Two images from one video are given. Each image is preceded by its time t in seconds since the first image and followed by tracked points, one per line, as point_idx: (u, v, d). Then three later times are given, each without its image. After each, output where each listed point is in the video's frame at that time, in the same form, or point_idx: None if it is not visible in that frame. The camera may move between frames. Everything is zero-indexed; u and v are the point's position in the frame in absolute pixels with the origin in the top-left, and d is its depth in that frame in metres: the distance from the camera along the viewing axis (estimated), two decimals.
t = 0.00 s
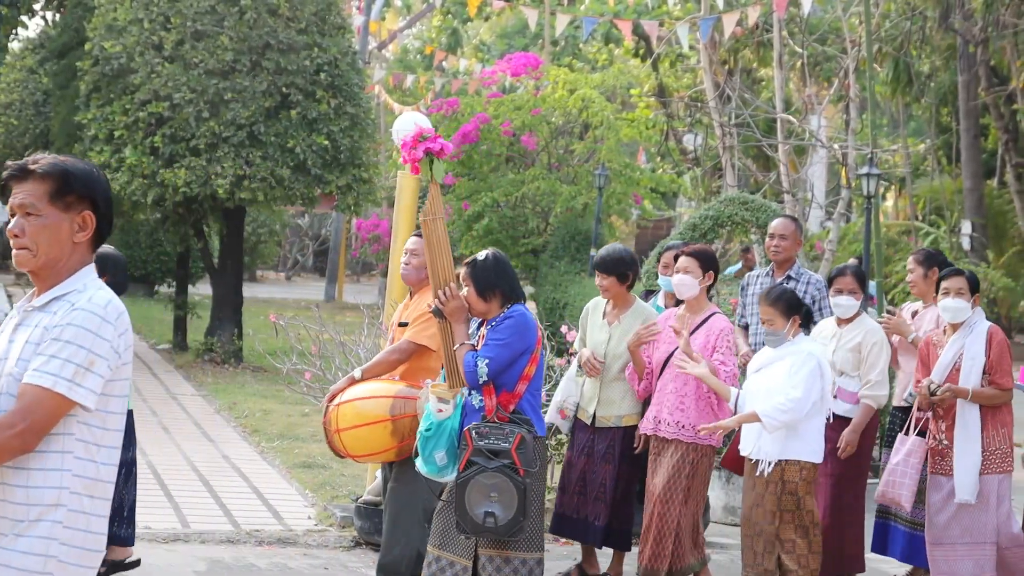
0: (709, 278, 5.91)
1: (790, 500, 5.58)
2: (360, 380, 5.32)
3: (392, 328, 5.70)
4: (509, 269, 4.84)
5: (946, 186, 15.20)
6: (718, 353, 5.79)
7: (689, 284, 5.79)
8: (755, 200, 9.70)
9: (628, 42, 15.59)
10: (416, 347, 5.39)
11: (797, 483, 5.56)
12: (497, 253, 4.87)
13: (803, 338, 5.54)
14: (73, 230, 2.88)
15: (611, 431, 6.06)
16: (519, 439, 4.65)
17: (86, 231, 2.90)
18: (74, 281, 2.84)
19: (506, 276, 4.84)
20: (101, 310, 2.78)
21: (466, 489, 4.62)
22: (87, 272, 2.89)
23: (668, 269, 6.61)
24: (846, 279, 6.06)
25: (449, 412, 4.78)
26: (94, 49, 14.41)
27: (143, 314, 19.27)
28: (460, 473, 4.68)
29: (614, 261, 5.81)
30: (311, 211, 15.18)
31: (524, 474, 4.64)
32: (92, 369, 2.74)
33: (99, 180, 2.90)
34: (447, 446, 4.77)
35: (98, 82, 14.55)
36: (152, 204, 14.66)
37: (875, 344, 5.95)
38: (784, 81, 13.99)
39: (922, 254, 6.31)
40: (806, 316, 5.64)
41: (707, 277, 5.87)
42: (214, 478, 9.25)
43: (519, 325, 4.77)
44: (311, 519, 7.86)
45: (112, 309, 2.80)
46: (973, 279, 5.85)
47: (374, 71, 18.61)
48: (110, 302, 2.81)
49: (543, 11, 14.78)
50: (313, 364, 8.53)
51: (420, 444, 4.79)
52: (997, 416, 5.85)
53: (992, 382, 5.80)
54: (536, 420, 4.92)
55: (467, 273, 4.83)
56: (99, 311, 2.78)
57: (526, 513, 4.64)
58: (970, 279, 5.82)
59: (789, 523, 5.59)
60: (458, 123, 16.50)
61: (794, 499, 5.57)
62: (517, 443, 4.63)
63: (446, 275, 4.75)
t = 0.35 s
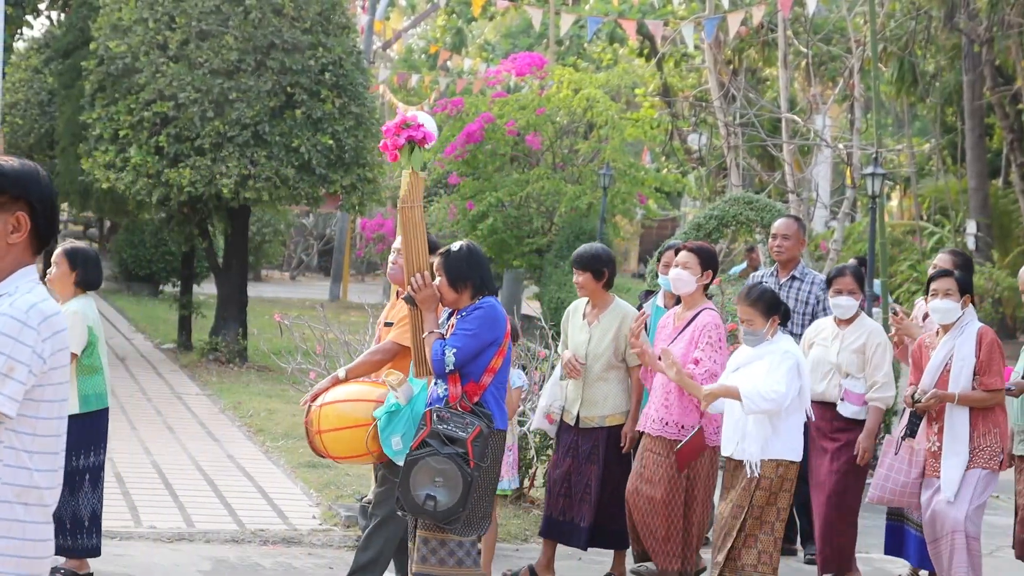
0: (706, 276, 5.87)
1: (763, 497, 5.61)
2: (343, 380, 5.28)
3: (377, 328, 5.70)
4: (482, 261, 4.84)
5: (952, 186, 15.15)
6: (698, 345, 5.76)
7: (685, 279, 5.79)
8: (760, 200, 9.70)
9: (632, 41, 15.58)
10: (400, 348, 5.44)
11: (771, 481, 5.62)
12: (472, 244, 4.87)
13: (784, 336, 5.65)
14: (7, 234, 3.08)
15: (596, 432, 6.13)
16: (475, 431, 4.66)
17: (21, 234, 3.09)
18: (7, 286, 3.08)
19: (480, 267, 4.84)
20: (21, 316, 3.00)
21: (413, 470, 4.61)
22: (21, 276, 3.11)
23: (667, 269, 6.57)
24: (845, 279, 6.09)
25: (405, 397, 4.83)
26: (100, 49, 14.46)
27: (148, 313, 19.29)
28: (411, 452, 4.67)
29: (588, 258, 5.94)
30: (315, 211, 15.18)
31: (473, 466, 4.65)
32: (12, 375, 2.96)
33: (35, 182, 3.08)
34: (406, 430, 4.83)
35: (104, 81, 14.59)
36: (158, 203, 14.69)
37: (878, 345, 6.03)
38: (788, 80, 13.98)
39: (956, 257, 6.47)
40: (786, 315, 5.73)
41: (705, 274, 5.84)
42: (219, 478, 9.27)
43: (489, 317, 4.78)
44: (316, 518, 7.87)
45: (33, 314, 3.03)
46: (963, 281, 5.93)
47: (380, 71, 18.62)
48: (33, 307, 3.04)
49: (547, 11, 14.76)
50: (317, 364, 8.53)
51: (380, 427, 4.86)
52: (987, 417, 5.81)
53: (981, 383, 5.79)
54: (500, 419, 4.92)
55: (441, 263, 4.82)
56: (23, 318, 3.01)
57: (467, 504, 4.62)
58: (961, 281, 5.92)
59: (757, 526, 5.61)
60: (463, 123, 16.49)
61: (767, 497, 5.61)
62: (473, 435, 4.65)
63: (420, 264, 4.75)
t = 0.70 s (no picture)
0: (703, 276, 5.81)
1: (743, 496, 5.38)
2: (321, 379, 5.20)
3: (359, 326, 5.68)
4: (459, 261, 4.84)
5: (959, 186, 15.09)
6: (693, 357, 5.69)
7: (682, 280, 5.71)
8: (767, 200, 9.66)
9: (638, 41, 15.57)
10: (379, 349, 5.33)
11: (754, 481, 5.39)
12: (450, 244, 4.88)
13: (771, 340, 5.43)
14: None
15: (560, 427, 6.08)
16: (455, 433, 4.74)
17: None
18: None
19: (458, 267, 4.86)
20: None
21: (392, 471, 4.69)
22: None
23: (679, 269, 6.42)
24: (848, 276, 5.93)
25: (393, 399, 4.80)
26: (106, 49, 14.49)
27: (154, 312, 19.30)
28: (389, 452, 4.74)
29: (557, 251, 5.87)
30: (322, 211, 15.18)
31: (451, 467, 4.75)
32: None
33: None
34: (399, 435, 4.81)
35: (111, 80, 14.60)
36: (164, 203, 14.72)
37: (888, 347, 5.83)
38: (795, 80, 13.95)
39: (965, 259, 6.48)
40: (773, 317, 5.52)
41: (704, 275, 5.78)
42: (226, 478, 9.27)
43: (463, 317, 4.75)
44: (321, 518, 7.86)
45: None
46: (968, 287, 5.68)
47: (386, 70, 18.62)
48: None
49: (553, 11, 14.76)
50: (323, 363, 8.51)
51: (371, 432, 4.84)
52: (976, 428, 5.67)
53: (975, 401, 5.66)
54: (478, 417, 4.90)
55: (421, 264, 4.82)
56: None
57: (444, 506, 4.73)
58: (967, 286, 5.68)
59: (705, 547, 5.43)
60: (469, 122, 16.48)
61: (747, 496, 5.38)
62: (453, 437, 4.73)
63: (399, 265, 4.78)
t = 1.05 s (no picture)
0: (686, 274, 5.76)
1: (728, 500, 5.33)
2: (311, 378, 5.30)
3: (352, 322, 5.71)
4: (426, 266, 4.76)
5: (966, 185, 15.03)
6: (677, 351, 5.68)
7: (663, 277, 5.67)
8: (774, 200, 9.65)
9: (645, 41, 15.58)
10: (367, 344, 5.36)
11: (741, 484, 5.35)
12: (415, 250, 4.77)
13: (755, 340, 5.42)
14: None
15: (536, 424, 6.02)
16: (434, 442, 4.70)
17: None
18: None
19: (426, 274, 4.76)
20: None
21: (373, 480, 4.63)
22: None
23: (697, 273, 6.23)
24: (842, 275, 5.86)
25: (365, 412, 4.82)
26: (114, 49, 14.57)
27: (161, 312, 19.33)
28: (368, 461, 4.68)
29: (552, 249, 5.81)
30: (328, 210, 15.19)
31: (433, 475, 4.70)
32: None
33: None
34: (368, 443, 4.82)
35: (118, 80, 14.67)
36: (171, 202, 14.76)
37: (888, 347, 5.76)
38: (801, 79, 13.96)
39: (957, 256, 6.46)
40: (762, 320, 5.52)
41: (684, 272, 5.72)
42: (232, 477, 9.28)
43: (432, 323, 4.68)
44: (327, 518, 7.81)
45: None
46: (974, 284, 5.59)
47: (392, 70, 18.65)
48: None
49: (560, 10, 14.74)
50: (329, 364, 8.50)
51: (341, 440, 4.83)
52: (958, 426, 5.53)
53: (964, 399, 5.51)
54: (452, 424, 4.85)
55: (386, 272, 4.73)
56: None
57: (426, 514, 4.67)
58: (973, 283, 5.58)
59: (693, 552, 5.36)
60: (475, 122, 16.50)
61: (733, 500, 5.34)
62: (433, 445, 4.68)
63: (364, 273, 4.91)
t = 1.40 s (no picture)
0: (660, 273, 5.75)
1: (717, 498, 5.32)
2: (294, 378, 5.29)
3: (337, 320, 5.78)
4: (397, 259, 4.71)
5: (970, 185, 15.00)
6: (659, 355, 5.58)
7: (638, 274, 5.66)
8: (779, 199, 9.59)
9: (648, 40, 15.59)
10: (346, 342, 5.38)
11: (732, 482, 5.33)
12: (386, 242, 4.71)
13: (740, 334, 5.43)
14: None
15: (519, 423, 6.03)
16: (410, 429, 4.57)
17: None
18: None
19: (397, 265, 4.72)
20: None
21: (354, 475, 4.50)
22: None
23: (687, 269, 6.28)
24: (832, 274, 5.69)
25: (330, 404, 4.76)
26: (118, 48, 14.60)
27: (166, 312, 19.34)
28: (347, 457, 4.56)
29: (540, 249, 5.89)
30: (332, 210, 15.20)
31: (413, 463, 4.58)
32: None
33: None
34: (331, 437, 4.79)
35: (122, 80, 14.70)
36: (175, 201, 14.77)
37: (869, 345, 5.58)
38: (805, 79, 13.97)
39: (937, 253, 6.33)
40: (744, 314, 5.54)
41: (660, 272, 5.73)
42: (236, 477, 9.28)
43: (406, 312, 4.61)
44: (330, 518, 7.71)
45: None
46: (952, 280, 5.27)
47: (396, 70, 18.67)
48: None
49: (563, 9, 14.70)
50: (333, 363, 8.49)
51: (303, 435, 4.80)
52: (947, 426, 5.23)
53: (950, 394, 5.20)
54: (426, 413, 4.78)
55: (354, 263, 4.67)
56: None
57: (412, 503, 4.55)
58: (951, 279, 5.26)
59: (673, 549, 5.34)
60: (479, 122, 16.52)
61: (722, 498, 5.32)
62: (411, 431, 4.56)
63: (335, 263, 4.57)
